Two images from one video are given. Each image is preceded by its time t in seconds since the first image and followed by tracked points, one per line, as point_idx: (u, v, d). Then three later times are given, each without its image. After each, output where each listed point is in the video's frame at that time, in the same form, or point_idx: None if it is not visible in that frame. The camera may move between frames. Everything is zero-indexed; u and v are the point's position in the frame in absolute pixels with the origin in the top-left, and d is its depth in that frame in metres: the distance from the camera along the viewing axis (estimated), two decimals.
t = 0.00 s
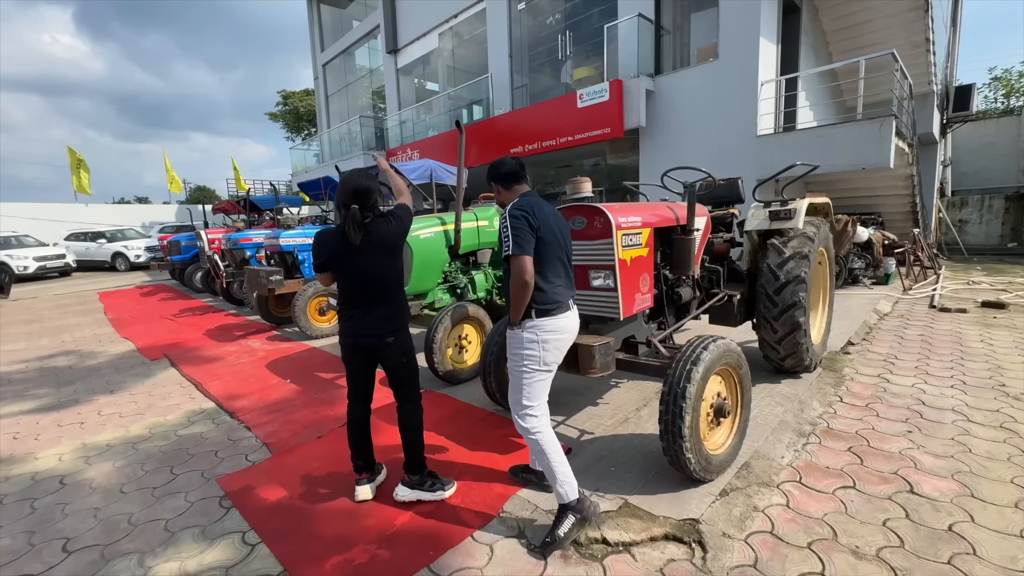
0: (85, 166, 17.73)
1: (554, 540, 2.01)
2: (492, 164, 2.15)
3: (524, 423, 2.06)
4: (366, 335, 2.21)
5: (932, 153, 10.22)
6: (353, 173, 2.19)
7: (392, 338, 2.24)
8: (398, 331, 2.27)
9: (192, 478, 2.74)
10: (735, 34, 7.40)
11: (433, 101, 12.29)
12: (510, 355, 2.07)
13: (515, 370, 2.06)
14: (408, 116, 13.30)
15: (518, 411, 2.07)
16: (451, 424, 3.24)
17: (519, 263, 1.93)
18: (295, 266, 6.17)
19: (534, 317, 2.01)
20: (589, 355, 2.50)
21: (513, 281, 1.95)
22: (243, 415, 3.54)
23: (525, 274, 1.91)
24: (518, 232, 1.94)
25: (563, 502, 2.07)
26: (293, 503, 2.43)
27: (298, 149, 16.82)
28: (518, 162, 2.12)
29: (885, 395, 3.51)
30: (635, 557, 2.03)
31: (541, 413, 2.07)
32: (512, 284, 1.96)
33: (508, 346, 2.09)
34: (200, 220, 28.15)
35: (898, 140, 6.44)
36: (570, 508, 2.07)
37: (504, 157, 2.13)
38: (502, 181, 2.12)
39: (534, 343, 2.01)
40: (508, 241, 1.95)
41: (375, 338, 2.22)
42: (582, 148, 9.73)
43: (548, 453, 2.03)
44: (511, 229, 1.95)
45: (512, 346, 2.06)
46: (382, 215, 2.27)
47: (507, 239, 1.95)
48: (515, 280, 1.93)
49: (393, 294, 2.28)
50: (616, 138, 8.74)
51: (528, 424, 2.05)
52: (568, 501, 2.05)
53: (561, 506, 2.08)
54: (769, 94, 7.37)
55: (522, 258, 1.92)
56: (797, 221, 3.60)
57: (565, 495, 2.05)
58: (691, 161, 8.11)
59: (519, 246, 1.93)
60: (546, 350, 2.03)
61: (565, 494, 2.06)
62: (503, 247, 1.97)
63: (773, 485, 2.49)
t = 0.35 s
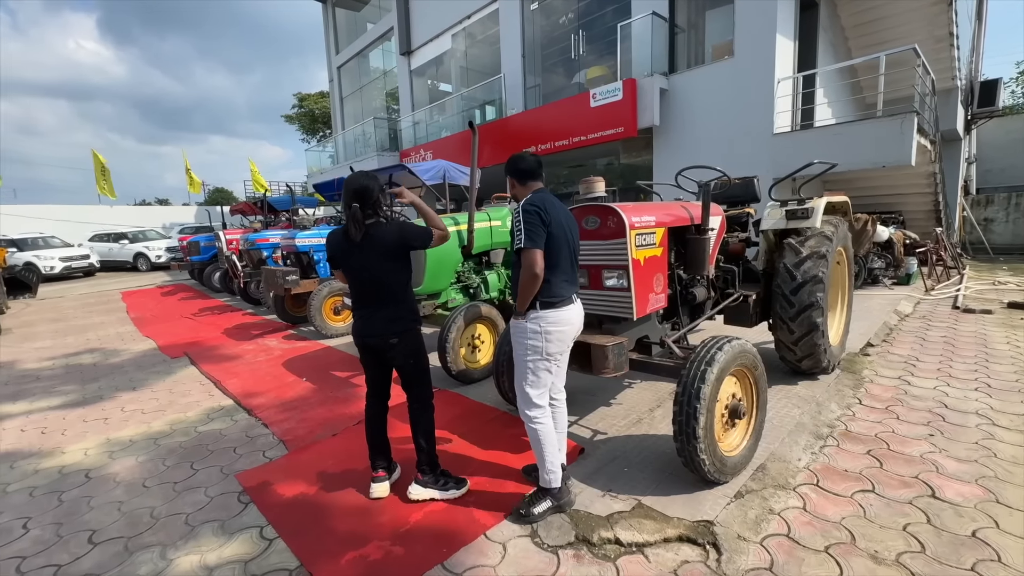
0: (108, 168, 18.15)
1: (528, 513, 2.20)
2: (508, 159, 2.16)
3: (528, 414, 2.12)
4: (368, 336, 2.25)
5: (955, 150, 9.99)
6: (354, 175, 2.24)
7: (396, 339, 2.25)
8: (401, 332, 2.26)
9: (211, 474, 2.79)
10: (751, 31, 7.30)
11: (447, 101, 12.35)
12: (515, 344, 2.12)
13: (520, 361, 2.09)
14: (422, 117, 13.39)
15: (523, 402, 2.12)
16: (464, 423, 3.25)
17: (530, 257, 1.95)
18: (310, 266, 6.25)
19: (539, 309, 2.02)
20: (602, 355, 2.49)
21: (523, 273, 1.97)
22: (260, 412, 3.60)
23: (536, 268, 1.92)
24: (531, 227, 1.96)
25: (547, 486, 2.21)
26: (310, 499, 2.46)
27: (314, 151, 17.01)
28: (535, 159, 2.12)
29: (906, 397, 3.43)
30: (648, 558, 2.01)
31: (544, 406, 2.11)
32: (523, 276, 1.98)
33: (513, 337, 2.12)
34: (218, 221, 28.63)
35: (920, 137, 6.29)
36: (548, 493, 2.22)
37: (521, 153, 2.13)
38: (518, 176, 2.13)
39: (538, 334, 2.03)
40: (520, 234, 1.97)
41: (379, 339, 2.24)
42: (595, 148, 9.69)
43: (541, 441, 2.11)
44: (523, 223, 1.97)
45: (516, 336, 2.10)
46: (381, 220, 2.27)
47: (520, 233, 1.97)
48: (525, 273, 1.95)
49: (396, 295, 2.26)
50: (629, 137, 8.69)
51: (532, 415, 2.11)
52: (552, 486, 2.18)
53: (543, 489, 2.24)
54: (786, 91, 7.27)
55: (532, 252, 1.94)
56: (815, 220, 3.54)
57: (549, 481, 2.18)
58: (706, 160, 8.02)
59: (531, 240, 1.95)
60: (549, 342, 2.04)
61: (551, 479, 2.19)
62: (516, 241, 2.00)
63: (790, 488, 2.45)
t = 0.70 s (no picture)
0: (127, 174, 18.52)
1: (566, 517, 2.14)
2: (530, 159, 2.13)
3: (547, 417, 2.10)
4: (367, 337, 2.34)
5: (974, 149, 9.80)
6: (366, 176, 2.35)
7: (389, 344, 2.26)
8: (392, 338, 2.25)
9: (227, 474, 2.83)
10: (763, 31, 7.23)
11: (457, 105, 12.42)
12: (531, 347, 2.10)
13: (539, 363, 2.08)
14: (433, 121, 13.48)
15: (542, 405, 2.10)
16: (475, 425, 3.26)
17: (556, 260, 1.93)
18: (323, 269, 6.32)
19: (557, 311, 2.02)
20: (612, 358, 2.48)
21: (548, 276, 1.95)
22: (274, 413, 3.64)
23: (562, 272, 1.91)
24: (557, 231, 1.95)
25: (585, 489, 2.16)
26: (322, 499, 2.48)
27: (326, 155, 17.19)
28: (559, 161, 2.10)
29: (924, 401, 3.37)
30: (660, 562, 2.00)
31: (564, 408, 2.10)
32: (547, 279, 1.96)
33: (530, 339, 2.10)
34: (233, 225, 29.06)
35: (938, 135, 6.18)
36: (587, 496, 2.18)
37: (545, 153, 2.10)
38: (540, 176, 2.11)
39: (556, 336, 2.02)
40: (546, 238, 1.96)
41: (375, 343, 2.29)
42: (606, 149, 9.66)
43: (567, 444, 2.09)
44: (550, 226, 1.96)
45: (532, 338, 2.08)
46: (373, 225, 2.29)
47: (547, 236, 1.96)
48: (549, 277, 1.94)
49: (384, 300, 2.26)
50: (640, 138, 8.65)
51: (551, 419, 2.09)
52: (588, 488, 2.14)
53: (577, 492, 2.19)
54: (800, 91, 7.19)
55: (560, 255, 1.93)
56: (829, 221, 3.49)
57: (584, 484, 2.14)
58: (718, 161, 7.96)
59: (558, 245, 1.94)
60: (567, 344, 2.03)
61: (585, 481, 2.14)
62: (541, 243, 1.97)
63: (805, 493, 2.41)
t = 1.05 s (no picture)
0: (138, 180, 18.77)
1: (621, 524, 2.12)
2: (561, 157, 2.09)
3: (608, 430, 2.08)
4: (379, 339, 2.35)
5: (986, 149, 9.68)
6: (380, 180, 2.41)
7: (400, 350, 2.26)
8: (403, 344, 2.25)
9: (237, 477, 2.85)
10: (770, 32, 7.20)
11: (463, 109, 12.48)
12: (575, 359, 2.08)
13: (589, 375, 2.05)
14: (439, 125, 13.55)
15: (601, 418, 2.08)
16: (483, 429, 3.25)
17: (601, 267, 1.88)
18: (331, 273, 6.36)
19: (597, 319, 2.01)
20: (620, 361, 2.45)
21: (592, 283, 1.90)
22: (283, 417, 3.66)
23: (609, 280, 1.87)
24: (600, 236, 1.92)
25: (636, 495, 2.15)
26: (331, 503, 2.49)
27: (334, 160, 17.32)
28: (590, 161, 2.08)
29: (938, 405, 3.32)
30: (670, 567, 1.98)
31: (621, 417, 2.10)
32: (591, 287, 1.91)
33: (573, 352, 2.07)
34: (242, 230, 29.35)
35: (949, 135, 6.11)
36: (639, 502, 2.17)
37: (575, 152, 2.07)
38: (571, 176, 2.08)
39: (601, 345, 2.01)
40: (590, 243, 1.91)
41: (387, 347, 2.30)
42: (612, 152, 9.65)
43: (621, 451, 2.08)
44: (594, 231, 1.92)
45: (574, 349, 2.07)
46: (386, 228, 2.33)
47: (591, 242, 1.91)
48: (594, 284, 1.89)
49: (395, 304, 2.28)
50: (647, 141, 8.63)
51: (614, 432, 2.07)
52: (642, 493, 2.14)
53: (626, 499, 2.18)
54: (808, 92, 7.14)
55: (604, 262, 1.88)
56: (839, 222, 3.45)
57: (637, 490, 2.15)
58: (725, 163, 7.92)
59: (603, 251, 1.90)
60: (614, 351, 2.05)
61: (637, 487, 2.15)
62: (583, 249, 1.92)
63: (816, 498, 2.39)
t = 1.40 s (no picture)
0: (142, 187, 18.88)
1: (626, 529, 2.11)
2: (593, 156, 2.02)
3: (631, 439, 2.07)
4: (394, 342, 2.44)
5: (989, 149, 9.67)
6: (402, 182, 2.39)
7: (408, 355, 2.33)
8: (411, 351, 2.31)
9: (240, 484, 2.85)
10: (769, 35, 7.21)
11: (465, 115, 12.54)
12: (604, 365, 2.05)
13: (619, 383, 2.03)
14: (441, 131, 13.61)
15: (626, 426, 2.07)
16: (486, 434, 3.25)
17: (649, 276, 1.84)
18: (333, 279, 6.39)
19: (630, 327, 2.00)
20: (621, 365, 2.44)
21: (637, 292, 1.85)
22: (286, 423, 3.66)
23: (657, 290, 1.84)
24: (648, 243, 1.87)
25: (642, 504, 2.15)
26: (334, 509, 2.49)
27: (336, 166, 17.40)
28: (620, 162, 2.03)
29: (943, 407, 3.30)
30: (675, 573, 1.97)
31: (645, 428, 2.08)
32: (635, 296, 1.86)
33: (603, 358, 2.04)
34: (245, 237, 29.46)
35: (950, 136, 6.09)
36: (644, 510, 2.16)
37: (606, 152, 2.02)
38: (600, 176, 2.02)
39: (635, 353, 1.99)
40: (639, 251, 1.85)
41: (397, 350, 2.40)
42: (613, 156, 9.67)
43: (641, 460, 2.08)
44: (641, 238, 1.87)
45: (605, 355, 2.04)
46: (406, 234, 2.34)
47: (639, 249, 1.85)
48: (640, 294, 1.85)
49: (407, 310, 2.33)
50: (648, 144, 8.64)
51: (637, 441, 2.06)
52: (649, 503, 2.13)
53: (631, 506, 2.17)
54: (808, 94, 7.15)
55: (653, 272, 1.84)
56: (840, 224, 3.44)
57: (647, 500, 2.14)
58: (727, 166, 7.92)
59: (652, 259, 1.85)
60: (646, 360, 2.03)
61: (645, 497, 2.14)
62: (630, 256, 1.87)
63: (821, 502, 2.37)
